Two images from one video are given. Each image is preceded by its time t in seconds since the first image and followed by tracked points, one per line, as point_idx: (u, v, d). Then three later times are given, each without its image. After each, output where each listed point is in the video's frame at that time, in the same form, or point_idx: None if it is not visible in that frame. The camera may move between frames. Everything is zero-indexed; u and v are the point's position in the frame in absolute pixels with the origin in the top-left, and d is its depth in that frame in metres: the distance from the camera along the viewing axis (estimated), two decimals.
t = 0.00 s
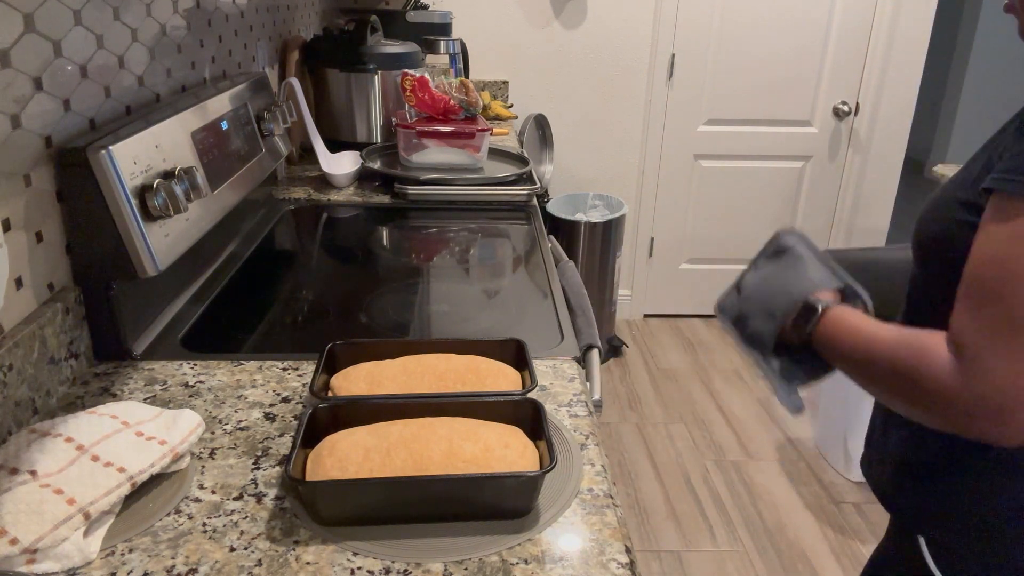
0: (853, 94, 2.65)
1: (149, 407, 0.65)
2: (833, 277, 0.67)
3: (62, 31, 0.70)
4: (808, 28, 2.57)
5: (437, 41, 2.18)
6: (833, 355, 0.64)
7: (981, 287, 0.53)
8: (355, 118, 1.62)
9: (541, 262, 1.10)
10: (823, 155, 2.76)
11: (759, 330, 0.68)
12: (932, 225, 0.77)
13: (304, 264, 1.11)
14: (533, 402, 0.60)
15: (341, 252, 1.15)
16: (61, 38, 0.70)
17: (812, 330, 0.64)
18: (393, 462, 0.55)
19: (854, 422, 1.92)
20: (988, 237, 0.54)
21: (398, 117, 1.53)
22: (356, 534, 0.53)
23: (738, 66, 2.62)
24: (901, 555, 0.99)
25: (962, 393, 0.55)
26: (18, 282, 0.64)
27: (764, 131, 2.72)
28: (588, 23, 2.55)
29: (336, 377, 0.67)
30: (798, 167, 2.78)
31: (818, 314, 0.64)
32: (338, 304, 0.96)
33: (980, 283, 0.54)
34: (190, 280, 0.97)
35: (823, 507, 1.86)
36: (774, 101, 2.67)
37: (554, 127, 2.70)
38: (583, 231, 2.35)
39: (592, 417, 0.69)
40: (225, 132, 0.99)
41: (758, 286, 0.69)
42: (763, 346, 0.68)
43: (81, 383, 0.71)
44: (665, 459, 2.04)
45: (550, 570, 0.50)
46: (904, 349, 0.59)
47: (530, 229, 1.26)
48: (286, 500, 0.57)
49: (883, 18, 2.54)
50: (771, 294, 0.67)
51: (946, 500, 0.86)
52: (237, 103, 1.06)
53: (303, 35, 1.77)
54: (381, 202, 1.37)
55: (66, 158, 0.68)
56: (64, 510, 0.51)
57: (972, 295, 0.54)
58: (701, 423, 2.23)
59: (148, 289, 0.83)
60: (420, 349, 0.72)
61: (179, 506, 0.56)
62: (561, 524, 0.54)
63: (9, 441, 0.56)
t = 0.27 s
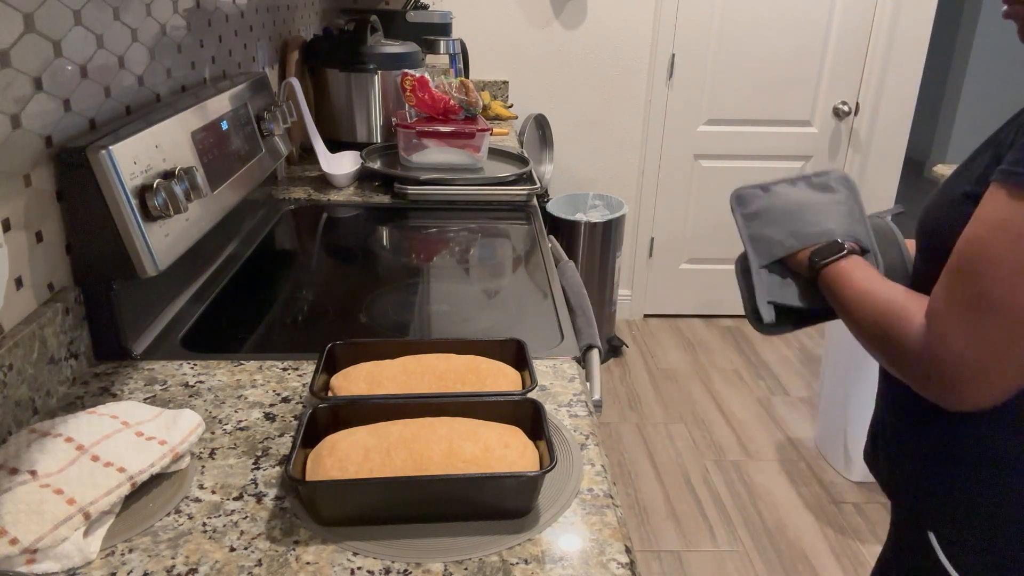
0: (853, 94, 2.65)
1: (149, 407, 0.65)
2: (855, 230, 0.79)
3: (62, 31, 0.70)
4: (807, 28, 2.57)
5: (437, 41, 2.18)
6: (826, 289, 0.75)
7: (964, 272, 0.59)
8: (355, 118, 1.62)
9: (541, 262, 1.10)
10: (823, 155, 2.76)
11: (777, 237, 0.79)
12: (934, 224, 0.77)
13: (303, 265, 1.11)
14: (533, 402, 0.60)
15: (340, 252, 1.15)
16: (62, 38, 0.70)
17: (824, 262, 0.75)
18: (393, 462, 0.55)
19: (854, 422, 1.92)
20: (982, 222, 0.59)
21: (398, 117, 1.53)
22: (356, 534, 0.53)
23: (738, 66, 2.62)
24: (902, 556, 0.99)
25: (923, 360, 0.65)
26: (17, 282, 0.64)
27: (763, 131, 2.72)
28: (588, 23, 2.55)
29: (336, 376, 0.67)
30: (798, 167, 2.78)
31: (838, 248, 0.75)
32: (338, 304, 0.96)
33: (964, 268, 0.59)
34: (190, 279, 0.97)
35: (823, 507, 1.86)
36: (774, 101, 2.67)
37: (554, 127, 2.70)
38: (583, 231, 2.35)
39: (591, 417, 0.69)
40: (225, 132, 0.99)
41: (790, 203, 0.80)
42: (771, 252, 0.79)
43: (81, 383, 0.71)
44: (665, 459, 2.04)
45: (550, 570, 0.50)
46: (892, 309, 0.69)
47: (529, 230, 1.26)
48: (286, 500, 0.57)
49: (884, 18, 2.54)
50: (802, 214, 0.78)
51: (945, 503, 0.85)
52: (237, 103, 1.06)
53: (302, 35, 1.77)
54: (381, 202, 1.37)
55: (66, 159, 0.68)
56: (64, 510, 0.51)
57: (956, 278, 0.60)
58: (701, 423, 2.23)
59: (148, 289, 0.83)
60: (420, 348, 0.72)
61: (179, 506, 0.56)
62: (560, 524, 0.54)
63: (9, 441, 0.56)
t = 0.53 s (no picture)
0: (852, 94, 2.65)
1: (150, 407, 0.65)
2: (855, 255, 0.84)
3: (62, 31, 0.70)
4: (807, 28, 2.57)
5: (437, 41, 2.18)
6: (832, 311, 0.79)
7: (977, 283, 0.61)
8: (355, 118, 1.62)
9: (541, 262, 1.10)
10: (823, 155, 2.76)
11: (775, 269, 0.86)
12: (935, 225, 0.77)
13: (303, 265, 1.11)
14: (533, 402, 0.60)
15: (340, 252, 1.15)
16: (62, 38, 0.70)
17: (828, 282, 0.78)
18: (393, 462, 0.55)
19: (854, 422, 1.92)
20: (995, 233, 0.60)
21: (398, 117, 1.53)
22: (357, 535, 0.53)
23: (739, 66, 2.62)
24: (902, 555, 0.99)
25: (934, 369, 0.67)
26: (17, 282, 0.64)
27: (764, 131, 2.72)
28: (588, 23, 2.55)
29: (336, 376, 0.67)
30: (798, 167, 2.78)
31: (838, 266, 0.79)
32: (338, 304, 0.96)
33: (977, 279, 0.61)
34: (190, 279, 0.97)
35: (823, 507, 1.86)
36: (774, 101, 2.67)
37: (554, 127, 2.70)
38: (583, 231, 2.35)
39: (592, 418, 0.68)
40: (225, 132, 0.99)
41: (786, 241, 0.88)
42: (772, 283, 0.86)
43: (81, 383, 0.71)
44: (665, 459, 2.04)
45: (549, 570, 0.50)
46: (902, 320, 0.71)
47: (529, 229, 1.26)
48: (286, 500, 0.57)
49: (883, 18, 2.53)
50: (801, 248, 0.86)
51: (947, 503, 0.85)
52: (237, 103, 1.06)
53: (303, 35, 1.77)
54: (381, 202, 1.37)
55: (66, 158, 0.68)
56: (64, 510, 0.51)
57: (968, 288, 0.62)
58: (701, 423, 2.23)
59: (148, 289, 0.83)
60: (420, 348, 0.72)
61: (179, 506, 0.56)
62: (560, 525, 0.54)
63: (10, 441, 0.56)
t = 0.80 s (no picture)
0: (853, 94, 2.65)
1: (150, 407, 0.65)
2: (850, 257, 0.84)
3: (63, 31, 0.70)
4: (808, 28, 2.57)
5: (437, 41, 2.18)
6: (830, 313, 0.79)
7: (983, 286, 0.61)
8: (355, 118, 1.62)
9: (541, 262, 1.10)
10: (823, 155, 2.76)
11: (770, 271, 0.86)
12: (936, 225, 0.77)
13: (303, 265, 1.11)
14: (533, 402, 0.60)
15: (340, 252, 1.15)
16: (62, 38, 0.70)
17: (826, 284, 0.78)
18: (393, 462, 0.55)
19: (854, 422, 1.92)
20: (1002, 236, 0.60)
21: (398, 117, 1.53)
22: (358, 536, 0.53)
23: (739, 66, 2.62)
24: (901, 555, 0.99)
25: (941, 374, 0.67)
26: (17, 282, 0.64)
27: (764, 131, 2.72)
28: (588, 23, 2.55)
29: (336, 377, 0.67)
30: (798, 167, 2.78)
31: (835, 267, 0.79)
32: (338, 304, 0.96)
33: (983, 281, 0.61)
34: (190, 280, 0.97)
35: (823, 507, 1.86)
36: (774, 101, 2.67)
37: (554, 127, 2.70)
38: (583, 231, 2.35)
39: (592, 418, 0.68)
40: (225, 132, 0.99)
41: (778, 243, 0.88)
42: (767, 285, 0.86)
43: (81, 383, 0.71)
44: (665, 459, 2.04)
45: (550, 570, 0.50)
46: (904, 321, 0.72)
47: (529, 230, 1.26)
48: (286, 500, 0.57)
49: (884, 18, 2.53)
50: (793, 249, 0.86)
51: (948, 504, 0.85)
52: (237, 103, 1.06)
53: (303, 34, 1.77)
54: (381, 202, 1.37)
55: (65, 158, 0.68)
56: (64, 510, 0.51)
57: (975, 290, 0.62)
58: (701, 423, 2.23)
59: (148, 289, 0.83)
60: (420, 349, 0.72)
61: (179, 506, 0.56)
62: (560, 525, 0.54)
63: (10, 441, 0.56)
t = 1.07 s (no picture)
0: (853, 94, 2.65)
1: (150, 407, 0.65)
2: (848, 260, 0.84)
3: (62, 31, 0.70)
4: (807, 28, 2.57)
5: (437, 41, 2.18)
6: (828, 316, 0.79)
7: (980, 287, 0.61)
8: (355, 118, 1.62)
9: (541, 262, 1.10)
10: (823, 155, 2.76)
11: (769, 274, 0.86)
12: (936, 226, 0.77)
13: (303, 265, 1.11)
14: (533, 403, 0.60)
15: (340, 252, 1.15)
16: (62, 38, 0.70)
17: (826, 287, 0.78)
18: (393, 462, 0.55)
19: (854, 422, 1.92)
20: (1000, 238, 0.60)
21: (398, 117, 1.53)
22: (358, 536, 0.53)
23: (739, 66, 2.62)
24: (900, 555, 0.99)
25: (938, 377, 0.66)
26: (17, 282, 0.64)
27: (764, 131, 2.72)
28: (588, 23, 2.55)
29: (336, 376, 0.67)
30: (798, 167, 2.78)
31: (834, 269, 0.79)
32: (338, 304, 0.96)
33: (980, 282, 0.61)
34: (190, 280, 0.97)
35: (823, 507, 1.86)
36: (774, 101, 2.67)
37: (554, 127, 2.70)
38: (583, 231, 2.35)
39: (592, 418, 0.68)
40: (225, 132, 0.99)
41: (777, 246, 0.89)
42: (766, 288, 0.86)
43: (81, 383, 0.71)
44: (665, 459, 2.04)
45: (550, 570, 0.50)
46: (902, 324, 0.72)
47: (529, 230, 1.26)
48: (286, 500, 0.57)
49: (884, 18, 2.53)
50: (792, 252, 0.86)
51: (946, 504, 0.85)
52: (237, 103, 1.06)
53: (303, 34, 1.77)
54: (381, 202, 1.37)
55: (65, 158, 0.68)
56: (64, 510, 0.51)
57: (972, 291, 0.62)
58: (701, 423, 2.23)
59: (147, 289, 0.83)
60: (419, 349, 0.72)
61: (179, 506, 0.56)
62: (560, 525, 0.54)
63: (10, 441, 0.56)
